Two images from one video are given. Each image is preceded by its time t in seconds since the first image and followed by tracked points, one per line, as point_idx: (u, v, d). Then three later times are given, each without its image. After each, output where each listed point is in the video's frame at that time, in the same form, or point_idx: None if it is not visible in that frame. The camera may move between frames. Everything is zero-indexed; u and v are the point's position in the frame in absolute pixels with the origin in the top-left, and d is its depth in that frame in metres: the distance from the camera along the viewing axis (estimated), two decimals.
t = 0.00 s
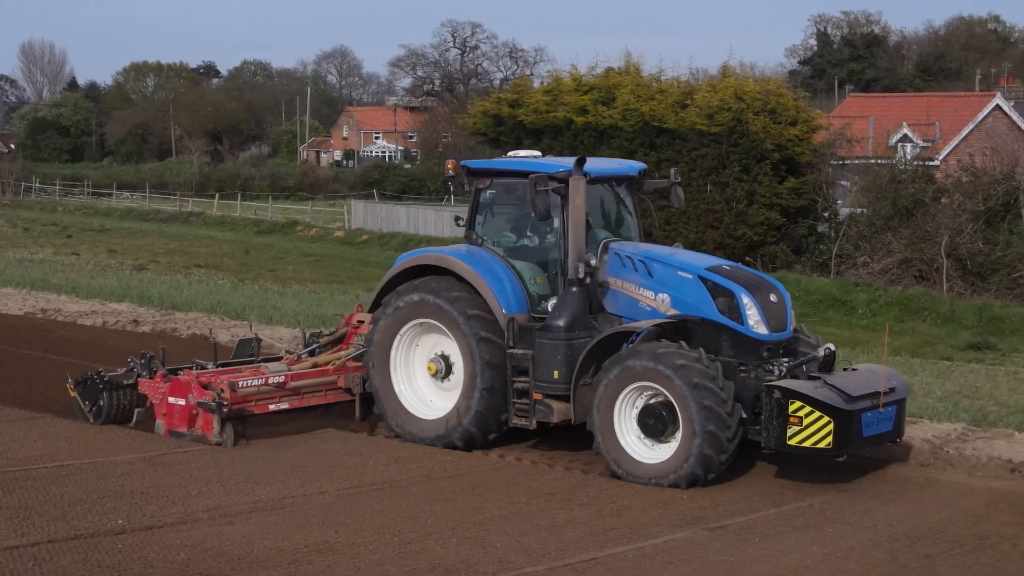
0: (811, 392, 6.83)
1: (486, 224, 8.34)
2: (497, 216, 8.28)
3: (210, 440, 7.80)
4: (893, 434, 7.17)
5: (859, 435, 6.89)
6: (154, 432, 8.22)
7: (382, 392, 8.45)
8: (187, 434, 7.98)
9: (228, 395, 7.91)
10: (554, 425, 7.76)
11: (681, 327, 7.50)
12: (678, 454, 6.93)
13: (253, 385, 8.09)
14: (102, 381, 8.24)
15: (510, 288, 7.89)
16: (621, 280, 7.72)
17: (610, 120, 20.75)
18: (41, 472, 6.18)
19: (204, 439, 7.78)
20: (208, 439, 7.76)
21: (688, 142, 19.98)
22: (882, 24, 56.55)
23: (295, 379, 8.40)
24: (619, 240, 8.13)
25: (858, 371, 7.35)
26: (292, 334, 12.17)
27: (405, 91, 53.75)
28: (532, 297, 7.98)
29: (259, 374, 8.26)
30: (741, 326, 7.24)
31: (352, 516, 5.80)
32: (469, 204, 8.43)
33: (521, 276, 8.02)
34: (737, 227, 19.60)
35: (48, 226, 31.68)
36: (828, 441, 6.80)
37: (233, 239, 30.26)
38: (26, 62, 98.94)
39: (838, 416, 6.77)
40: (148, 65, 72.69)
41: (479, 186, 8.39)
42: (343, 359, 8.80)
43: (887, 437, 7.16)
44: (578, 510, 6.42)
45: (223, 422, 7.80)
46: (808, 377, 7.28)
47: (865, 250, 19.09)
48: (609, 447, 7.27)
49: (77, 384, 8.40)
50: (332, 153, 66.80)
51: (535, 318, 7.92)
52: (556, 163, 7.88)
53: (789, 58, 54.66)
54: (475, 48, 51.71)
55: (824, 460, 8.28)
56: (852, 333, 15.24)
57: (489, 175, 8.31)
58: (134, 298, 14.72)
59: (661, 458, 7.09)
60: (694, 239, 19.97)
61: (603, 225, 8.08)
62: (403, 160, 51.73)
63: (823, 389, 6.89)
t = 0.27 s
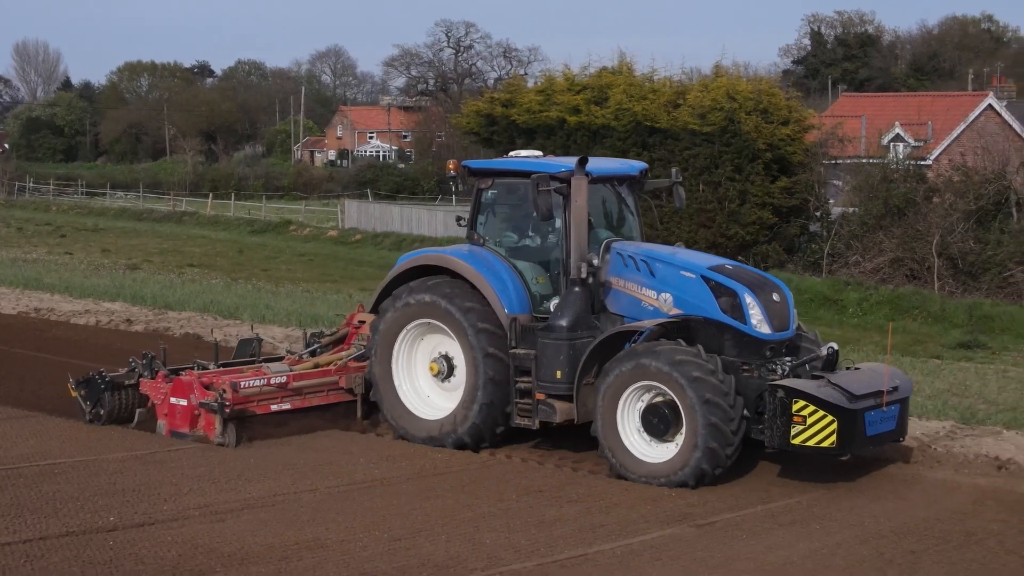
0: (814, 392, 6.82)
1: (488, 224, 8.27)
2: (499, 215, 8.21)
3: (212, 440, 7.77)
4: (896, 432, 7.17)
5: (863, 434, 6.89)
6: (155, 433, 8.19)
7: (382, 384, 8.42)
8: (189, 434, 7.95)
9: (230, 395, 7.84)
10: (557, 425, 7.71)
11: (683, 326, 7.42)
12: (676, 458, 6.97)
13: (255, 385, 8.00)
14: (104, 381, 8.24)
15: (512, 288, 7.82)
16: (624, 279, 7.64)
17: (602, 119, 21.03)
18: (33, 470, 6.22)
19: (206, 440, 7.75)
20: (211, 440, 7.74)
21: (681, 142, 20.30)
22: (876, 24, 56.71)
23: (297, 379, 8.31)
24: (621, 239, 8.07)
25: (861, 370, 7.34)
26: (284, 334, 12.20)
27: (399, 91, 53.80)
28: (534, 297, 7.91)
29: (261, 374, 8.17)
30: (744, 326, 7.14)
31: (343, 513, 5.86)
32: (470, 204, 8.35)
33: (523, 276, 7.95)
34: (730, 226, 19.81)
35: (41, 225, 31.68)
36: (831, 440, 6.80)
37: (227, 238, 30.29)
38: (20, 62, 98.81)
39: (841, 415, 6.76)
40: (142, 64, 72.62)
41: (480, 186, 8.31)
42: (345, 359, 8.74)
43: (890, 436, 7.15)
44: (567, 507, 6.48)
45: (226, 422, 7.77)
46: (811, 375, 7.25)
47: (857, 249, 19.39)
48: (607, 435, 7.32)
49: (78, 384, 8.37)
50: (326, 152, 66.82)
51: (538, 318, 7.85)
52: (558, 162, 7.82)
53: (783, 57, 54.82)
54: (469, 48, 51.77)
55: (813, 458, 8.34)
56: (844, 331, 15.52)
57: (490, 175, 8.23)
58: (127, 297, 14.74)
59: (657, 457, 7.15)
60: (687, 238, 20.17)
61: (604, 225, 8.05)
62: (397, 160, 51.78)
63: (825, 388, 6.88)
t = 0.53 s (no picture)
0: (819, 391, 6.80)
1: (491, 224, 8.26)
2: (502, 216, 8.20)
3: (215, 440, 7.78)
4: (899, 431, 7.15)
5: (867, 433, 6.86)
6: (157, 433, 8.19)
7: (384, 376, 8.41)
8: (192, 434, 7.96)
9: (233, 396, 7.85)
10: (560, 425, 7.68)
11: (687, 325, 7.41)
12: (674, 463, 7.00)
13: (258, 385, 8.01)
14: (106, 381, 8.24)
15: (515, 289, 7.83)
16: (627, 279, 7.62)
17: (596, 118, 21.82)
18: (27, 468, 6.27)
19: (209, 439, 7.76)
20: (214, 440, 7.75)
21: (674, 142, 20.87)
22: (869, 24, 56.90)
23: (299, 380, 8.32)
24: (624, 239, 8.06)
25: (865, 369, 7.32)
26: (277, 333, 12.23)
27: (393, 90, 53.86)
28: (537, 297, 7.91)
29: (263, 375, 8.18)
30: (748, 325, 7.13)
31: (334, 510, 5.91)
32: (473, 204, 8.34)
33: (525, 276, 7.96)
34: (722, 225, 20.23)
35: (36, 225, 31.70)
36: (836, 440, 6.78)
37: (221, 238, 30.34)
38: (14, 62, 98.74)
39: (846, 414, 6.74)
40: (136, 64, 72.61)
41: (483, 186, 8.30)
42: (347, 360, 8.75)
43: (894, 435, 7.13)
44: (557, 505, 6.53)
45: (228, 423, 7.78)
46: (815, 375, 7.23)
47: (849, 248, 19.47)
48: (608, 427, 7.31)
49: (82, 384, 8.38)
50: (320, 152, 66.85)
51: (541, 319, 7.84)
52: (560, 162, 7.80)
53: (777, 57, 54.99)
54: (463, 48, 51.86)
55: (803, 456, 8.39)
56: (836, 331, 15.76)
57: (492, 175, 8.21)
58: (121, 296, 14.78)
59: (654, 457, 7.17)
60: (680, 237, 20.46)
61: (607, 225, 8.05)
62: (392, 160, 51.84)
63: (830, 387, 6.86)
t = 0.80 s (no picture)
0: (824, 391, 6.81)
1: (494, 224, 8.26)
2: (506, 216, 8.20)
3: (219, 441, 7.76)
4: (905, 431, 7.13)
5: (873, 433, 6.85)
6: (161, 433, 8.17)
7: (388, 366, 8.39)
8: (195, 435, 7.94)
9: (237, 396, 7.81)
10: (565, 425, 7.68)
11: (691, 325, 7.42)
12: (668, 465, 7.06)
13: (261, 386, 7.98)
14: (110, 381, 8.23)
15: (519, 289, 7.84)
16: (631, 279, 7.63)
17: (591, 119, 21.86)
18: (22, 466, 6.31)
19: (211, 439, 7.76)
20: (218, 440, 7.74)
21: (667, 142, 20.96)
22: (864, 24, 57.01)
23: (303, 380, 8.29)
24: (628, 239, 8.06)
25: (870, 369, 7.31)
26: (273, 332, 12.26)
27: (388, 90, 53.89)
28: (541, 297, 7.91)
29: (267, 375, 8.14)
30: (753, 325, 7.14)
31: (328, 507, 5.95)
32: (476, 204, 8.34)
33: (529, 276, 7.96)
34: (716, 225, 20.28)
35: (31, 224, 31.69)
36: (841, 439, 6.78)
37: (216, 238, 30.35)
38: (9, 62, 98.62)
39: (850, 414, 6.74)
40: (131, 64, 72.55)
41: (487, 186, 8.30)
42: (350, 360, 8.77)
43: (900, 435, 7.12)
44: (550, 501, 6.58)
45: (232, 423, 7.76)
46: (820, 375, 7.22)
47: (843, 248, 19.57)
48: (610, 412, 7.30)
49: (85, 383, 8.38)
50: (315, 152, 66.84)
51: (545, 319, 7.85)
52: (564, 163, 7.80)
53: (772, 57, 55.10)
54: (458, 48, 51.90)
55: (795, 453, 8.45)
56: (828, 330, 15.90)
57: (496, 175, 8.21)
58: (116, 296, 14.81)
59: (649, 452, 7.21)
60: (673, 237, 20.52)
61: (611, 225, 8.04)
62: (387, 160, 51.89)
63: (835, 387, 6.86)
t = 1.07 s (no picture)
0: (832, 389, 6.83)
1: (500, 223, 8.25)
2: (512, 214, 8.18)
3: (225, 440, 7.76)
4: (911, 429, 7.17)
5: (880, 431, 6.88)
6: (166, 432, 8.16)
7: (395, 358, 8.40)
8: (201, 434, 7.93)
9: (244, 396, 7.78)
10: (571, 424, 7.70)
11: (699, 324, 7.42)
12: (664, 463, 7.14)
13: (267, 385, 7.98)
14: (115, 381, 8.24)
15: (525, 288, 7.84)
16: (638, 278, 7.64)
17: (584, 118, 22.36)
18: (19, 463, 6.36)
19: (216, 438, 7.77)
20: (224, 438, 7.74)
21: (661, 141, 21.18)
22: (858, 23, 57.13)
23: (309, 379, 8.28)
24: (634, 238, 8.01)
25: (876, 369, 7.34)
26: (268, 331, 12.29)
27: (383, 90, 53.91)
28: (547, 296, 7.90)
29: (272, 374, 8.13)
30: (759, 324, 7.14)
31: (323, 504, 6.00)
32: (482, 202, 8.34)
33: (535, 275, 7.96)
34: (709, 224, 20.36)
35: (25, 224, 31.68)
36: (849, 438, 6.80)
37: (210, 237, 30.36)
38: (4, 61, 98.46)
39: (858, 412, 6.78)
40: (126, 64, 72.46)
41: (493, 185, 8.29)
42: (355, 360, 8.73)
43: (906, 433, 7.15)
44: (543, 497, 6.64)
45: (239, 422, 7.76)
46: (827, 374, 7.24)
47: (836, 246, 19.68)
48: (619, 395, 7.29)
49: (91, 383, 8.41)
50: (310, 151, 66.85)
51: (551, 318, 7.85)
52: (570, 162, 7.79)
53: (766, 56, 55.21)
54: (453, 47, 51.93)
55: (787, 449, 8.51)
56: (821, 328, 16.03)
57: (502, 174, 8.21)
58: (111, 295, 14.84)
59: (648, 443, 7.27)
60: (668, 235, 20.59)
61: (618, 224, 8.02)
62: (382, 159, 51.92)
63: (843, 386, 6.89)
